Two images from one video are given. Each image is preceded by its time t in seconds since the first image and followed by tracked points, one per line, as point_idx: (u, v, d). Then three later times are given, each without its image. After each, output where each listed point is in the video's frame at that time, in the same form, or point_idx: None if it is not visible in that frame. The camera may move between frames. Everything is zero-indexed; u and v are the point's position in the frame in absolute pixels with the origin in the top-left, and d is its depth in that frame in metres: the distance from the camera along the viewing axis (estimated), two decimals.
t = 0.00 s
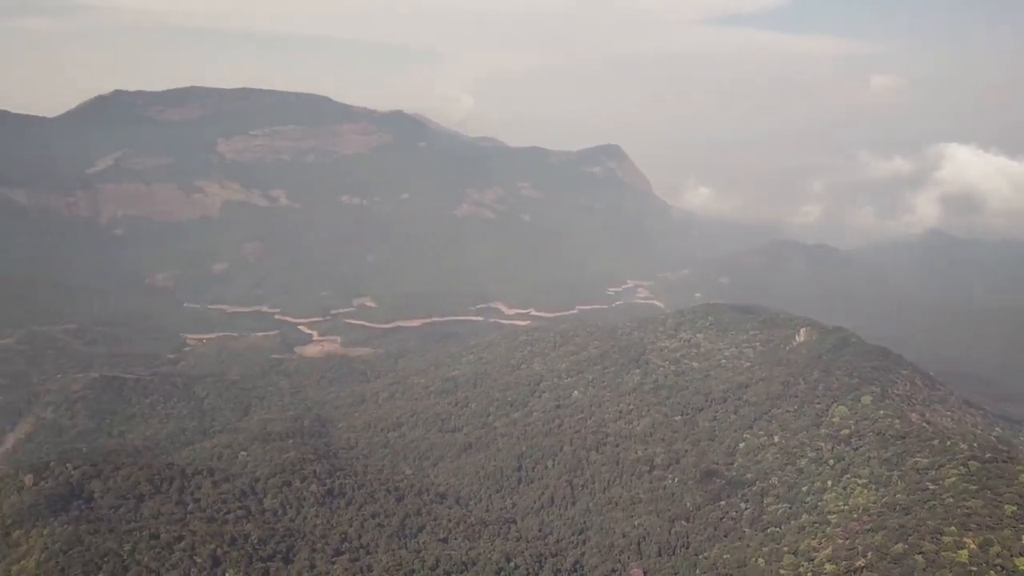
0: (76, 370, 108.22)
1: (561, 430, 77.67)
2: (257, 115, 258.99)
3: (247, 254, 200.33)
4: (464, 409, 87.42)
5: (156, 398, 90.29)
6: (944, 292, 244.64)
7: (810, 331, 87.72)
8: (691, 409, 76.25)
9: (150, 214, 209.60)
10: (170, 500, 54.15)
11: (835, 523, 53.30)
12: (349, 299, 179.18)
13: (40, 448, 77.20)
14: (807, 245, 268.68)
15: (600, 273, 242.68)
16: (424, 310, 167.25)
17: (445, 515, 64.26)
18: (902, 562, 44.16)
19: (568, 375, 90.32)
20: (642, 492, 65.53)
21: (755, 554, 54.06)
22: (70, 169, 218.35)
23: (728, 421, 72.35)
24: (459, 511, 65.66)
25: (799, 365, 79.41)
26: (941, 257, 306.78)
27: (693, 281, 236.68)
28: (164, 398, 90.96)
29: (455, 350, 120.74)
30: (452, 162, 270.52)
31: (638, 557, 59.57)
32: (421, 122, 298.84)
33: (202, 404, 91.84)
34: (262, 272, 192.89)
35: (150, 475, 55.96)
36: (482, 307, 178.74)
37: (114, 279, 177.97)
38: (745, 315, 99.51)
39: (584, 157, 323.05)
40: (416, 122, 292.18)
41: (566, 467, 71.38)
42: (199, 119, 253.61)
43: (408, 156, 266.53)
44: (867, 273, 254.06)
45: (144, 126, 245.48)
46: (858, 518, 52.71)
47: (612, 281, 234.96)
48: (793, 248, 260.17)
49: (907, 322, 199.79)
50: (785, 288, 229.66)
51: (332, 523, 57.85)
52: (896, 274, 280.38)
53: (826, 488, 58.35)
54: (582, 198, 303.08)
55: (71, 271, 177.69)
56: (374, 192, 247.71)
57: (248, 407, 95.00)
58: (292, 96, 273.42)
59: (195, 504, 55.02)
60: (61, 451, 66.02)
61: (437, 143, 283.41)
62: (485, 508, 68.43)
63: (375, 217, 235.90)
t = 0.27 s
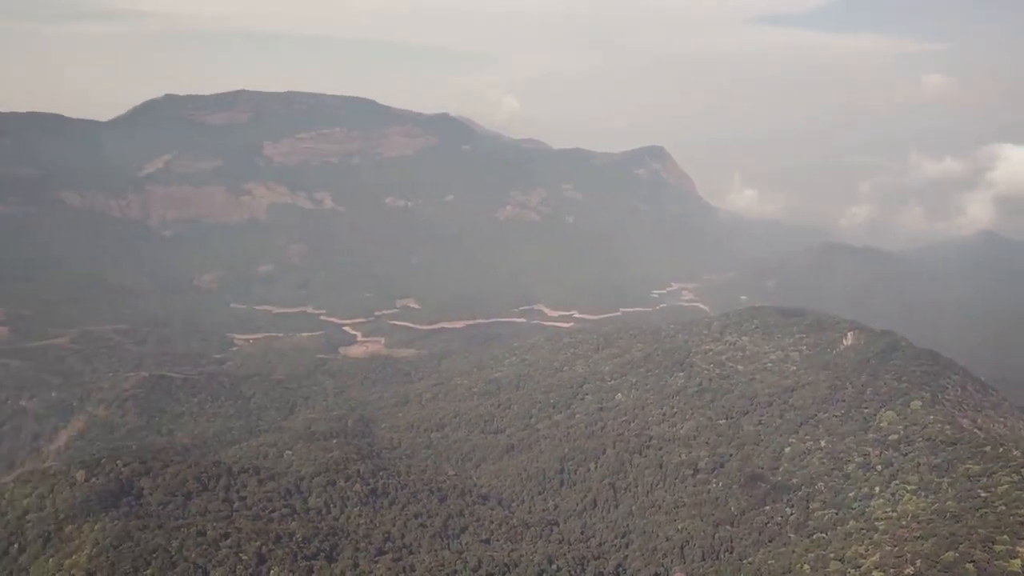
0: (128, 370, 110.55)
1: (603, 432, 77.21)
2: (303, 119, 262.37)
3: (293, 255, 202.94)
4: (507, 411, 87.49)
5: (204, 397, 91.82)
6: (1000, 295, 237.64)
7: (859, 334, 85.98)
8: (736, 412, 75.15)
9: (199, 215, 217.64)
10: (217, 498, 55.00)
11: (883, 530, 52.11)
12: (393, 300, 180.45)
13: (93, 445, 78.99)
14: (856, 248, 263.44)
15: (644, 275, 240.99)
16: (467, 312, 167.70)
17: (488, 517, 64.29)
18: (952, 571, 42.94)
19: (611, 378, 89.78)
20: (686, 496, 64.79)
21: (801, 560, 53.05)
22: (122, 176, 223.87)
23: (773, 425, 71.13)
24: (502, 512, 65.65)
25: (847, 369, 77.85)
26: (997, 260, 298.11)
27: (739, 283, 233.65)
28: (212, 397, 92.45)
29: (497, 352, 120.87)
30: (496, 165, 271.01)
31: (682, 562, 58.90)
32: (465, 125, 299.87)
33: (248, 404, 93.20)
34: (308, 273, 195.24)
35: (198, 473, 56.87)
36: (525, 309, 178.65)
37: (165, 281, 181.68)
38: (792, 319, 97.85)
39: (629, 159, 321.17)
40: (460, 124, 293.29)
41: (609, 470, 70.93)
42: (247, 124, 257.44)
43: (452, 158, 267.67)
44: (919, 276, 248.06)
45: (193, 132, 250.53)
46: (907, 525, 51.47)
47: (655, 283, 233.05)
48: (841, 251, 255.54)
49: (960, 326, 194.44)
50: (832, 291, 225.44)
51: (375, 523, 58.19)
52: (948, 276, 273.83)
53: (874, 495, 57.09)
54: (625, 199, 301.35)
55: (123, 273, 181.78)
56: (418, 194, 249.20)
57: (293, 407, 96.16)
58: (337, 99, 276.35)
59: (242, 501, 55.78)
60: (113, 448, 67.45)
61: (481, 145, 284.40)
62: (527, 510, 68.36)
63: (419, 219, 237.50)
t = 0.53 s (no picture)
0: (170, 369, 112.27)
1: (640, 437, 76.50)
2: (342, 123, 264.80)
3: (332, 257, 204.81)
4: (543, 414, 87.25)
5: (244, 397, 92.91)
6: None
7: (902, 340, 84.21)
8: (774, 416, 73.95)
9: (240, 218, 221.36)
10: (256, 498, 55.58)
11: (926, 539, 51.00)
12: (430, 302, 181.19)
13: (135, 443, 80.24)
14: (899, 252, 258.35)
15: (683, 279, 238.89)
16: (504, 315, 167.67)
17: (524, 519, 64.09)
18: None
19: (648, 382, 89.03)
20: (723, 501, 63.93)
21: (841, 569, 52.08)
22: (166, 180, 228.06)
23: (813, 431, 69.84)
24: (538, 515, 65.43)
25: (888, 375, 76.26)
26: None
27: (778, 287, 230.47)
28: (251, 397, 93.49)
29: (534, 355, 120.61)
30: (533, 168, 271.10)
31: (719, 568, 58.16)
32: (502, 128, 300.28)
33: (287, 404, 94.18)
34: (346, 276, 196.96)
35: (236, 472, 57.46)
36: (561, 312, 178.10)
37: (206, 282, 184.46)
38: (833, 324, 96.18)
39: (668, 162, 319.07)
40: (497, 127, 293.70)
41: (646, 475, 70.29)
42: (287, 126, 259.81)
43: (489, 161, 267.96)
44: (965, 281, 242.38)
45: (235, 135, 254.03)
46: (952, 535, 50.32)
47: (693, 287, 230.87)
48: (883, 255, 250.93)
49: (1007, 331, 189.37)
50: (874, 296, 221.23)
51: (412, 524, 58.32)
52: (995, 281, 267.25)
53: (916, 503, 55.90)
54: (663, 202, 299.19)
55: (166, 275, 184.92)
56: (456, 197, 249.97)
57: (331, 408, 96.92)
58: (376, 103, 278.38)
59: (280, 501, 56.27)
60: (155, 446, 68.54)
61: (519, 148, 284.66)
62: (563, 513, 68.05)
63: (457, 221, 238.30)
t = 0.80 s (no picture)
0: (205, 370, 113.83)
1: (672, 442, 75.81)
2: (376, 127, 266.92)
3: (365, 260, 206.29)
4: (574, 418, 86.94)
5: (278, 398, 93.83)
6: None
7: (940, 347, 82.54)
8: (808, 423, 72.77)
9: (276, 220, 223.96)
10: (288, 498, 55.99)
11: (963, 551, 49.98)
12: (462, 305, 181.56)
13: (170, 442, 81.22)
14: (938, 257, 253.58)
15: (717, 283, 236.68)
16: (536, 318, 167.45)
17: (554, 524, 63.79)
18: None
19: (681, 387, 88.26)
20: (756, 508, 63.08)
21: None
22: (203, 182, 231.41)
23: (849, 438, 68.67)
24: (568, 519, 65.10)
25: (926, 383, 74.72)
26: None
27: (813, 293, 227.29)
28: (285, 398, 94.40)
29: (565, 359, 120.29)
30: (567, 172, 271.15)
31: None
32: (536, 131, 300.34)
33: (319, 405, 94.95)
34: (379, 278, 198.12)
35: (269, 472, 57.93)
36: (593, 317, 177.37)
37: (241, 283, 186.64)
38: (869, 330, 94.59)
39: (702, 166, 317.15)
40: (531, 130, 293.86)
41: (677, 480, 69.62)
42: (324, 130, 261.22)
43: (522, 165, 268.22)
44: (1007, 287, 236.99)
45: (272, 141, 257.05)
46: (990, 547, 49.26)
47: (727, 292, 228.62)
48: (922, 260, 246.41)
49: None
50: (912, 302, 217.24)
51: (443, 526, 58.32)
52: None
53: (953, 513, 54.78)
54: (697, 206, 297.10)
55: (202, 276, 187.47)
56: (489, 200, 250.42)
57: (363, 409, 97.58)
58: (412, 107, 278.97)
59: (312, 501, 56.60)
60: (190, 445, 69.41)
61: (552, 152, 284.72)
62: (594, 518, 67.65)
63: (489, 224, 238.73)
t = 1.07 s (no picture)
0: (242, 371, 115.25)
1: (707, 448, 74.99)
2: (411, 133, 268.62)
3: (399, 263, 207.48)
4: (607, 423, 86.51)
5: (312, 399, 94.64)
6: None
7: (981, 354, 80.68)
8: (844, 430, 71.44)
9: (312, 223, 225.90)
10: (322, 499, 56.34)
11: (1005, 562, 48.85)
12: (496, 309, 181.71)
13: (206, 442, 82.06)
14: (979, 262, 247.95)
15: (752, 287, 234.09)
16: (569, 322, 166.98)
17: (587, 529, 63.38)
18: None
19: (716, 392, 87.24)
20: (791, 515, 62.15)
21: None
22: (241, 186, 234.75)
23: (886, 446, 67.49)
24: (601, 525, 64.62)
25: (966, 391, 72.96)
26: None
27: (851, 299, 223.60)
28: (319, 400, 95.15)
29: (598, 363, 119.75)
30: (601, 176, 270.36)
31: None
32: (570, 136, 300.19)
33: (354, 408, 95.59)
34: (413, 282, 198.92)
35: (304, 473, 58.37)
36: (628, 321, 176.38)
37: (278, 285, 188.59)
38: (907, 337, 92.86)
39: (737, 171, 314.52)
40: (564, 135, 293.73)
41: (712, 486, 68.84)
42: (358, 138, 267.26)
43: (556, 169, 268.15)
44: None
45: (309, 147, 261.45)
46: None
47: (763, 297, 225.87)
48: (963, 265, 241.38)
49: None
50: (952, 308, 212.66)
51: (475, 529, 58.20)
52: None
53: (995, 523, 53.55)
54: (732, 210, 294.51)
55: (239, 278, 189.63)
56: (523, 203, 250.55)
57: (397, 411, 98.04)
58: (444, 112, 282.89)
59: (346, 504, 56.90)
60: (226, 446, 70.22)
61: (586, 156, 284.08)
62: (628, 524, 67.18)
63: (523, 227, 238.83)
